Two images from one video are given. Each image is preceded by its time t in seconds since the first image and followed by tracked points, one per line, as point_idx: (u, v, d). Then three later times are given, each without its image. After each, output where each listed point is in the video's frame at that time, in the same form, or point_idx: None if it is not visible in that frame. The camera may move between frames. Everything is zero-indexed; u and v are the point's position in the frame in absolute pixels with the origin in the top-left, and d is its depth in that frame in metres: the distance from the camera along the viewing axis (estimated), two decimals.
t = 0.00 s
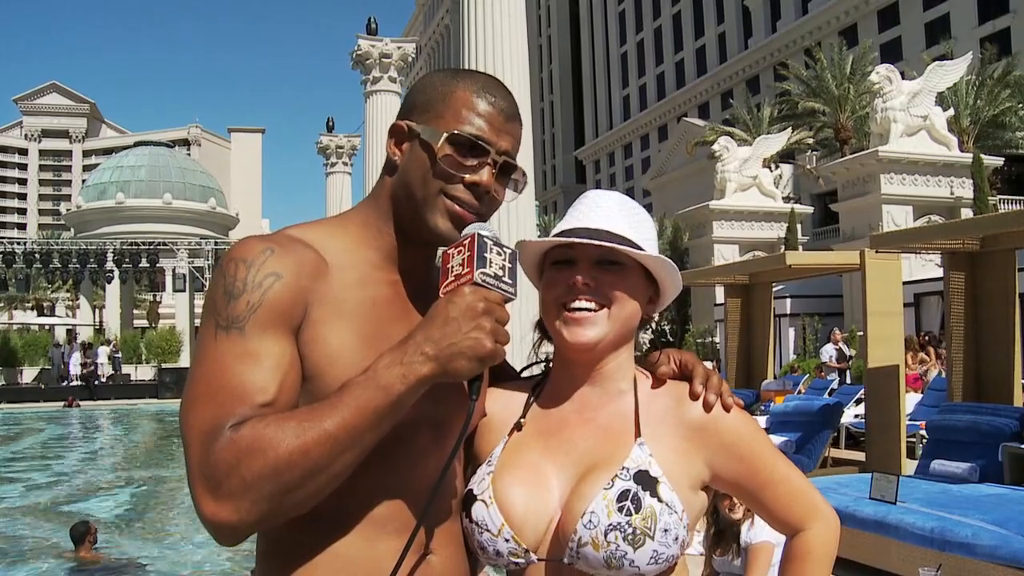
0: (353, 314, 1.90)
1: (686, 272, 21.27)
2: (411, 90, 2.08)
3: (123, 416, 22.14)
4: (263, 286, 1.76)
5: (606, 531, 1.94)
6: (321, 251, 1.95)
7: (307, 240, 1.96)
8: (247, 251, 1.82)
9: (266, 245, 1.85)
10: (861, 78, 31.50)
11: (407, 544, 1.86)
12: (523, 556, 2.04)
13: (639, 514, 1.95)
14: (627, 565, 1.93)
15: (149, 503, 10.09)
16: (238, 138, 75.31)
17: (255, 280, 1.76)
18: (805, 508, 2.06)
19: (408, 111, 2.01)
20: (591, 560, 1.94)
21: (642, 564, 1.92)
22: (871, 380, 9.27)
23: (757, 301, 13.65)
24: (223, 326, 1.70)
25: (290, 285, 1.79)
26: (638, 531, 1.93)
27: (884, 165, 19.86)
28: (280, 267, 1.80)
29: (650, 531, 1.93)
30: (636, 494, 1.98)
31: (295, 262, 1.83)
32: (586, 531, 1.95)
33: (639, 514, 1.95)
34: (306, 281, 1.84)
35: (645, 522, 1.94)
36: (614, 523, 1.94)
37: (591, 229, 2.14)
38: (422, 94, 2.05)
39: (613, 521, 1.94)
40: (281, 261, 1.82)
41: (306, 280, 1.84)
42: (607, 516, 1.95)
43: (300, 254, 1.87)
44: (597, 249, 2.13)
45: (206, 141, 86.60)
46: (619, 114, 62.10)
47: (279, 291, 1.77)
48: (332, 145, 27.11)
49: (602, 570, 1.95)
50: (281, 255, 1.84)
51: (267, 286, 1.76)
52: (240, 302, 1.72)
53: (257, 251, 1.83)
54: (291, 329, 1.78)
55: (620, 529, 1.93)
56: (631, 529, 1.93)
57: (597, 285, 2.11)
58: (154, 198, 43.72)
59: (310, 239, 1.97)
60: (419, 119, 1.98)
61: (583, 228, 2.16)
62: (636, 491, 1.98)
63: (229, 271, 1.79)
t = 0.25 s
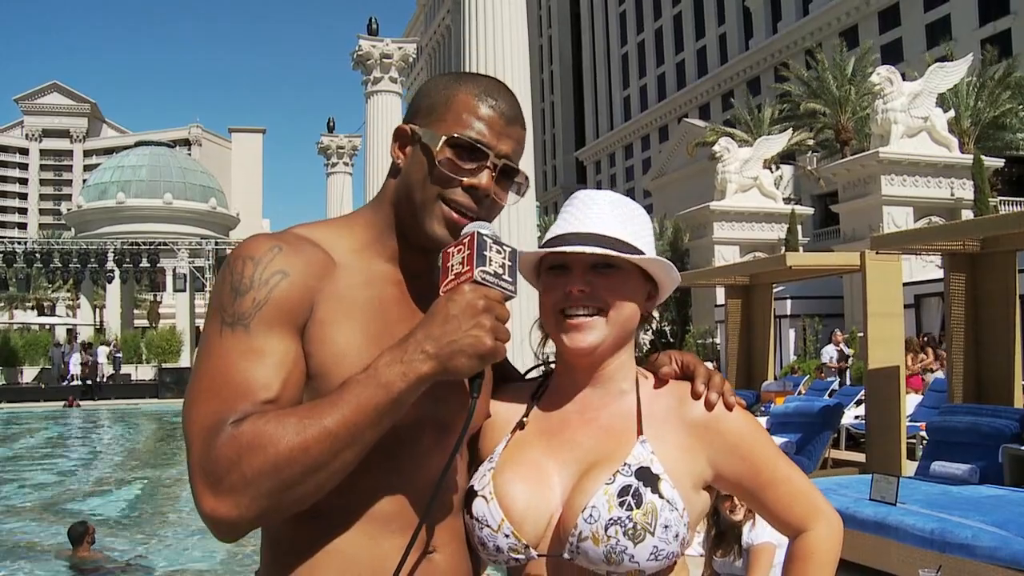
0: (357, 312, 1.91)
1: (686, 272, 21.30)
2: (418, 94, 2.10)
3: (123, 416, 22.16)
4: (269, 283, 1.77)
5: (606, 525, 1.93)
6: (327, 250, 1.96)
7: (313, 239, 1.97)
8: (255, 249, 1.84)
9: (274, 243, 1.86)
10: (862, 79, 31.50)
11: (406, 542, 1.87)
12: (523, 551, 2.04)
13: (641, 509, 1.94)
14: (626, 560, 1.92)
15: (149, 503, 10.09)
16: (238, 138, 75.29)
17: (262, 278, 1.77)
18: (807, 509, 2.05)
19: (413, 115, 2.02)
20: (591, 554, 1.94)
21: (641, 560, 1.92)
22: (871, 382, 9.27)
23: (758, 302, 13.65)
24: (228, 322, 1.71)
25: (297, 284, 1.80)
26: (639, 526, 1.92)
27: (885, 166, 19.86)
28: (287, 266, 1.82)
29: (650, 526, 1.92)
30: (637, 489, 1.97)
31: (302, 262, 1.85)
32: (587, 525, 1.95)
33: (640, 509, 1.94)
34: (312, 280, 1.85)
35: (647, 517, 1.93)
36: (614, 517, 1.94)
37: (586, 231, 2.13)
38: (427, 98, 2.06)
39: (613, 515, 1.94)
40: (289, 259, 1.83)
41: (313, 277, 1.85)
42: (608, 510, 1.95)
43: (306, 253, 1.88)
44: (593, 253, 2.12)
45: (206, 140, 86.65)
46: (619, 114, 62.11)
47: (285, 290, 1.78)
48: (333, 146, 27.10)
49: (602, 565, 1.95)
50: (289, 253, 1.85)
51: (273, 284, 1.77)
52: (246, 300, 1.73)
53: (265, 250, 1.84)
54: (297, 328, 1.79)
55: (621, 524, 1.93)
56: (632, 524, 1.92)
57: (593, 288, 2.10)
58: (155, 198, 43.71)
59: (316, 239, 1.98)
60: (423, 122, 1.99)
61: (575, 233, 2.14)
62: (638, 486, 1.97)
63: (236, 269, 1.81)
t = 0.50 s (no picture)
0: (360, 308, 1.92)
1: (688, 272, 21.34)
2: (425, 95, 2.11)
3: (124, 417, 22.18)
4: (274, 278, 1.78)
5: (605, 517, 1.93)
6: (333, 248, 1.97)
7: (321, 237, 1.99)
8: (260, 244, 1.85)
9: (280, 239, 1.88)
10: (862, 79, 31.50)
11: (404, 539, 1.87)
12: (520, 546, 2.04)
13: (640, 501, 1.93)
14: (625, 553, 1.92)
15: (150, 504, 10.10)
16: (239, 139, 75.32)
17: (266, 273, 1.78)
18: (807, 509, 2.05)
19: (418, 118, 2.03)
20: (589, 547, 1.94)
21: (639, 552, 1.91)
22: (872, 382, 9.26)
23: (758, 302, 13.66)
24: (231, 317, 1.72)
25: (301, 280, 1.82)
26: (637, 518, 1.92)
27: (886, 166, 19.86)
28: (292, 261, 1.83)
29: (649, 519, 1.92)
30: (636, 482, 1.96)
31: (306, 257, 1.86)
32: (585, 517, 1.95)
33: (638, 501, 1.93)
34: (317, 275, 1.86)
35: (645, 509, 1.92)
36: (612, 509, 1.94)
37: (583, 230, 2.13)
38: (433, 101, 2.07)
39: (612, 508, 1.94)
40: (294, 255, 1.85)
41: (317, 273, 1.86)
42: (607, 502, 1.95)
43: (311, 249, 1.90)
44: (590, 251, 2.11)
45: (207, 141, 86.70)
46: (619, 114, 62.10)
47: (290, 285, 1.79)
48: (333, 147, 27.11)
49: (600, 558, 1.94)
50: (294, 249, 1.86)
51: (277, 279, 1.78)
52: (250, 294, 1.74)
53: (271, 244, 1.86)
54: (299, 325, 1.80)
55: (619, 516, 1.92)
56: (631, 515, 1.92)
57: (590, 290, 2.11)
58: (155, 198, 43.74)
59: (322, 237, 2.00)
60: (428, 124, 2.00)
61: (571, 234, 2.14)
62: (636, 479, 1.97)
63: (241, 263, 1.82)
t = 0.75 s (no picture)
0: (360, 308, 1.92)
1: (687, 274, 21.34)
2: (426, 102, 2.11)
3: (124, 418, 22.17)
4: (274, 279, 1.78)
5: (600, 511, 1.93)
6: (333, 250, 1.97)
7: (321, 238, 1.99)
8: (261, 245, 1.86)
9: (281, 240, 1.88)
10: (862, 81, 31.52)
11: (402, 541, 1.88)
12: (516, 544, 2.04)
13: (633, 496, 1.94)
14: (620, 547, 1.92)
15: (150, 505, 10.09)
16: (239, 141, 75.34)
17: (267, 273, 1.78)
18: (801, 510, 2.05)
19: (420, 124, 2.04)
20: (584, 541, 1.94)
21: (634, 546, 1.91)
22: (871, 383, 9.26)
23: (758, 303, 13.65)
24: (231, 317, 1.72)
25: (302, 282, 1.82)
26: (632, 512, 1.92)
27: (885, 168, 19.86)
28: (293, 262, 1.83)
29: (644, 513, 1.92)
30: (630, 476, 1.96)
31: (307, 259, 1.87)
32: (580, 512, 1.95)
33: (633, 495, 1.93)
34: (317, 277, 1.86)
35: (639, 504, 1.93)
36: (607, 503, 1.93)
37: (578, 232, 2.13)
38: (434, 108, 2.08)
39: (606, 502, 1.94)
40: (294, 257, 1.85)
41: (318, 275, 1.87)
42: (601, 496, 1.94)
43: (313, 250, 1.90)
44: (585, 254, 2.11)
45: (207, 143, 86.71)
46: (619, 116, 62.12)
47: (291, 286, 1.80)
48: (333, 148, 27.12)
49: (595, 552, 1.95)
50: (295, 250, 1.87)
51: (278, 279, 1.79)
52: (250, 294, 1.74)
53: (272, 244, 1.86)
54: (300, 325, 1.80)
55: (613, 510, 1.92)
56: (624, 509, 1.92)
57: (584, 293, 2.11)
58: (155, 199, 43.74)
59: (323, 238, 2.00)
60: (429, 130, 2.00)
61: (566, 235, 2.14)
62: (631, 473, 1.96)
63: (242, 263, 1.83)
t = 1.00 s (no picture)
0: (358, 309, 1.92)
1: (686, 273, 21.36)
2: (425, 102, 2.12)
3: (125, 419, 22.17)
4: (273, 281, 1.79)
5: (595, 511, 1.93)
6: (332, 251, 1.98)
7: (320, 240, 2.00)
8: (259, 248, 1.86)
9: (279, 242, 1.89)
10: (862, 80, 31.51)
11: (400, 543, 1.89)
12: (514, 543, 2.04)
13: (629, 494, 1.94)
14: (616, 546, 1.93)
15: (151, 506, 10.09)
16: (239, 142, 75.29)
17: (266, 276, 1.79)
18: (798, 508, 2.05)
19: (416, 125, 2.03)
20: (581, 541, 1.94)
21: (631, 544, 1.92)
22: (872, 382, 9.25)
23: (758, 303, 13.63)
24: (230, 320, 1.72)
25: (300, 284, 1.82)
26: (627, 511, 1.92)
27: (885, 167, 19.86)
28: (290, 265, 1.83)
29: (640, 511, 1.93)
30: (625, 475, 1.96)
31: (307, 262, 1.87)
32: (576, 512, 1.95)
33: (628, 494, 1.94)
34: (316, 278, 1.87)
35: (634, 502, 1.93)
36: (602, 502, 1.94)
37: (572, 233, 2.13)
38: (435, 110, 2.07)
39: (601, 501, 1.94)
40: (292, 258, 1.85)
41: (318, 277, 1.87)
42: (596, 496, 1.95)
43: (312, 252, 1.91)
44: (579, 256, 2.11)
45: (207, 144, 86.71)
46: (619, 115, 62.16)
47: (289, 289, 1.80)
48: (333, 148, 27.12)
49: (592, 551, 1.95)
50: (294, 252, 1.88)
51: (276, 282, 1.79)
52: (249, 296, 1.75)
53: (270, 248, 1.87)
54: (297, 328, 1.80)
55: (609, 509, 1.93)
56: (620, 508, 1.92)
57: (579, 294, 2.10)
58: (155, 201, 43.73)
59: (321, 239, 2.01)
60: (427, 133, 2.00)
61: (560, 236, 2.14)
62: (625, 472, 1.97)
63: (240, 266, 1.83)
